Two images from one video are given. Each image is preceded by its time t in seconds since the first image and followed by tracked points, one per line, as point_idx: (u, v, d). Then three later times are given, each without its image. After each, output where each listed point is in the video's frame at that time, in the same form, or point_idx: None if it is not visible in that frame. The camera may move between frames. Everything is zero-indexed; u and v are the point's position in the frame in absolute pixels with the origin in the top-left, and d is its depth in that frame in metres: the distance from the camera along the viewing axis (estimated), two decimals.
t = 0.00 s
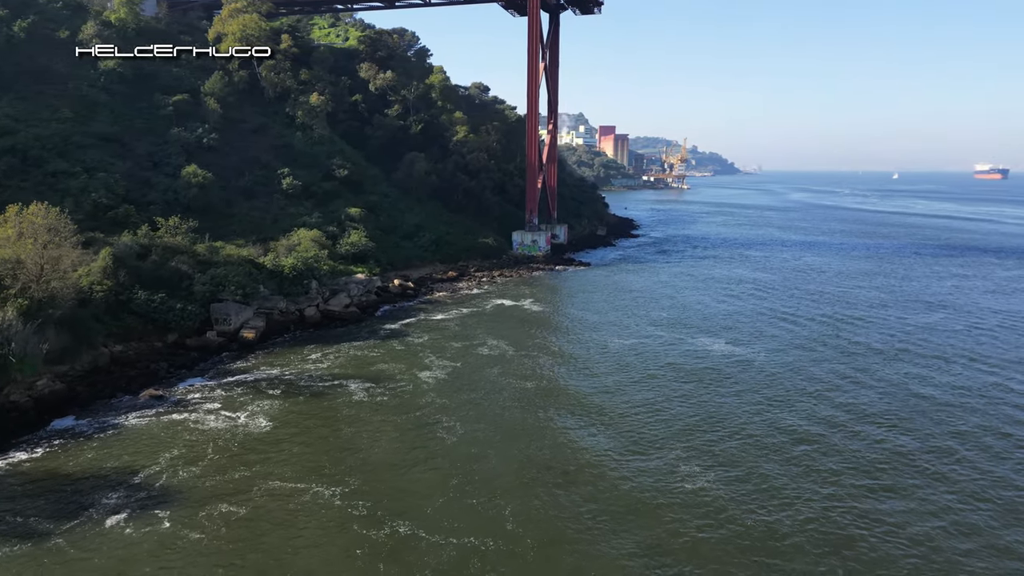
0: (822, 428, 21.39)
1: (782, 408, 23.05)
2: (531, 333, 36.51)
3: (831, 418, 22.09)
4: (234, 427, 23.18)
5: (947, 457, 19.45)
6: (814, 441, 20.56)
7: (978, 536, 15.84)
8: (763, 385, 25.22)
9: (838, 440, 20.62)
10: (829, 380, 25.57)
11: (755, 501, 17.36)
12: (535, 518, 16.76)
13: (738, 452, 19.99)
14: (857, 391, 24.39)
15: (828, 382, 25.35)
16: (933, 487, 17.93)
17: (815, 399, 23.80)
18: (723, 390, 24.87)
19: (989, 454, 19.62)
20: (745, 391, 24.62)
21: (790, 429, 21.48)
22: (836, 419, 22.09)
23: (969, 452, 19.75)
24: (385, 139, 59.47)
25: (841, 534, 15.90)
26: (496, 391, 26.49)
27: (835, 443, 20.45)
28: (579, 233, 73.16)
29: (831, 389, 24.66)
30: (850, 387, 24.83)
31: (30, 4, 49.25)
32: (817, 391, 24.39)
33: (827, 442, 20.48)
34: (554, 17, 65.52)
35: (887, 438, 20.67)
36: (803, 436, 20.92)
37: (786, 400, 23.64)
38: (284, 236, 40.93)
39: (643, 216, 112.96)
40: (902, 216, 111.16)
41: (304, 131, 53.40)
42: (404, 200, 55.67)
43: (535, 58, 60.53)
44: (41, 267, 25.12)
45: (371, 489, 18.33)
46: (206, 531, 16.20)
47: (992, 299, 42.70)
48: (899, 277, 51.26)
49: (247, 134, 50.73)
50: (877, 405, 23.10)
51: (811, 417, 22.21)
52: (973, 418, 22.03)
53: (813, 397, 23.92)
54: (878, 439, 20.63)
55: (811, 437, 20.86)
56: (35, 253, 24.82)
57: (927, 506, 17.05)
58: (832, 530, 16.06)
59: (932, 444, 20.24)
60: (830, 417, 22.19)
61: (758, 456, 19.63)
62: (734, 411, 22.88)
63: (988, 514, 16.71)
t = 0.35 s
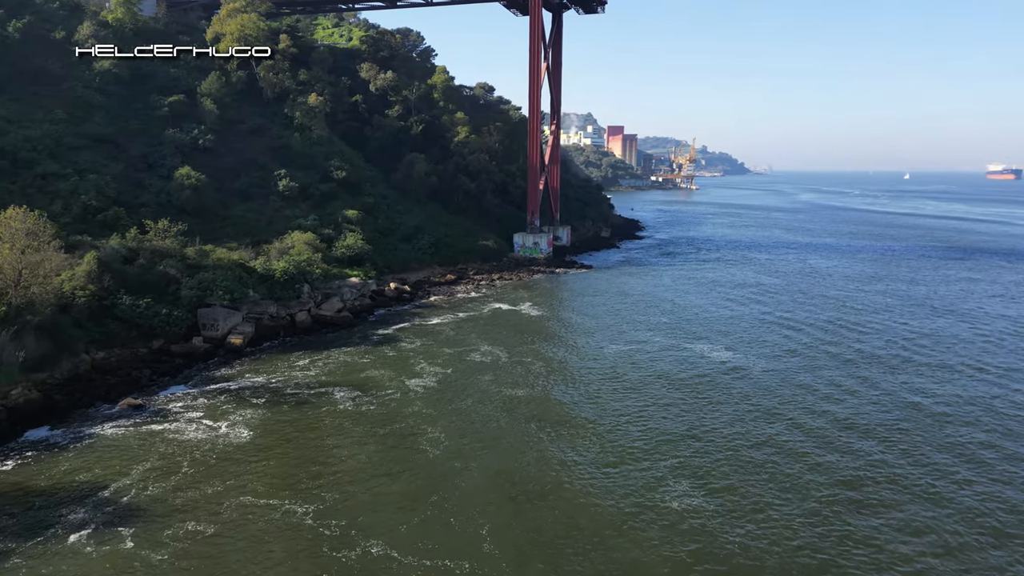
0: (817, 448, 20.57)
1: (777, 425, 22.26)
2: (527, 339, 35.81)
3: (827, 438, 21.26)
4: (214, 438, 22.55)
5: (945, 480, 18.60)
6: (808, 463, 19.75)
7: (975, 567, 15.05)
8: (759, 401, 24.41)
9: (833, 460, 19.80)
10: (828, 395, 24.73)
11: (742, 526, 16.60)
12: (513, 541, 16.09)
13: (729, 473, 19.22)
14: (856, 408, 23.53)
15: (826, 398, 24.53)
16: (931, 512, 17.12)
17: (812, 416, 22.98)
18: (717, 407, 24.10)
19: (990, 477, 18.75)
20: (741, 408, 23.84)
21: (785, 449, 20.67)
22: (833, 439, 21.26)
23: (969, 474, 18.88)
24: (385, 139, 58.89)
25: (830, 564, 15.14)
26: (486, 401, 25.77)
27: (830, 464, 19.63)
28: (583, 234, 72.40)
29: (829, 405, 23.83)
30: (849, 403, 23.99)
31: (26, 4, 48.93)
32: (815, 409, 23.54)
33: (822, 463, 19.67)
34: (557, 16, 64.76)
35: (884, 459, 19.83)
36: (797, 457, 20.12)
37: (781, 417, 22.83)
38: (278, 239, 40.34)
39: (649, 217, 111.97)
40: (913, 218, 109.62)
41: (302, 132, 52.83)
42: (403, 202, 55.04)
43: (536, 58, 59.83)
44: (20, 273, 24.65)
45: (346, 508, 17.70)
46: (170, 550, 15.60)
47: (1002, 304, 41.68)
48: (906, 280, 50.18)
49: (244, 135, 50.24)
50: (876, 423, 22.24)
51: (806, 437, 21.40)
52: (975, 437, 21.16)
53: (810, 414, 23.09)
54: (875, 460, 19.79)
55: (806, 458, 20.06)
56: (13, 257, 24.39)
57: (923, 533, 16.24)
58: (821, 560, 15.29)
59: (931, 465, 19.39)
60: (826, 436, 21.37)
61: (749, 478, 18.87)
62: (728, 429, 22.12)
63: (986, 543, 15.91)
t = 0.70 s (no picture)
0: (813, 466, 19.73)
1: (774, 441, 21.46)
2: (525, 345, 35.11)
3: (826, 455, 20.42)
4: (196, 449, 21.99)
5: (947, 503, 17.75)
6: (805, 481, 18.92)
7: None
8: (756, 415, 23.62)
9: (831, 480, 18.96)
10: (830, 409, 23.87)
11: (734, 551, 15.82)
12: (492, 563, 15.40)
13: (722, 492, 18.44)
14: (857, 422, 22.70)
15: (828, 412, 23.67)
16: (933, 537, 16.30)
17: (812, 431, 22.17)
18: (714, 419, 23.34)
19: (996, 500, 17.87)
20: (736, 421, 23.13)
21: (783, 466, 19.86)
22: (834, 455, 20.43)
23: (971, 497, 18.01)
24: (388, 140, 58.34)
25: None
26: (478, 411, 25.09)
27: (827, 483, 18.82)
28: (590, 236, 71.61)
29: (829, 419, 23.01)
30: (850, 417, 23.14)
31: (27, 5, 48.69)
32: (813, 424, 22.73)
33: (820, 483, 18.82)
34: (563, 15, 64.01)
35: (886, 479, 18.97)
36: (793, 475, 19.31)
37: (779, 433, 22.02)
38: (275, 241, 39.79)
39: (659, 218, 110.87)
40: (928, 219, 107.97)
41: (304, 133, 52.33)
42: (406, 204, 54.45)
43: (542, 57, 59.10)
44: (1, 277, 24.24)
45: (322, 525, 17.06)
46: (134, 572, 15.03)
47: (1015, 310, 40.61)
48: (918, 284, 49.08)
49: (245, 135, 49.82)
50: (877, 440, 21.39)
51: (805, 453, 20.57)
52: (980, 456, 20.28)
53: (809, 429, 22.27)
54: (877, 480, 18.93)
55: (803, 476, 19.25)
56: None
57: (922, 561, 15.42)
58: None
59: (935, 487, 18.50)
60: (825, 454, 20.52)
61: (745, 498, 18.05)
62: (723, 443, 21.39)
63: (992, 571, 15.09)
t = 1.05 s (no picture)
0: (814, 486, 18.84)
1: (775, 457, 20.58)
2: (524, 350, 34.39)
3: (829, 473, 19.52)
4: (178, 459, 21.39)
5: (953, 527, 16.85)
6: (805, 502, 18.03)
7: None
8: (758, 428, 22.74)
9: (833, 500, 18.07)
10: (835, 423, 22.93)
11: None
12: None
13: (719, 513, 17.58)
14: (862, 438, 21.76)
15: (832, 426, 22.75)
16: (936, 565, 15.42)
17: (815, 446, 21.26)
18: (714, 432, 22.51)
19: (1006, 525, 16.92)
20: (737, 435, 22.26)
21: (784, 484, 18.96)
22: (837, 474, 19.52)
23: (979, 521, 17.07)
24: (392, 141, 57.73)
25: None
26: (470, 420, 24.39)
27: (829, 504, 17.91)
28: (597, 238, 70.75)
29: (833, 434, 22.09)
30: (856, 432, 22.20)
31: (29, 4, 48.51)
32: (816, 439, 21.81)
33: (820, 503, 17.94)
34: (571, 15, 63.22)
35: (890, 499, 18.08)
36: (793, 494, 18.42)
37: (780, 449, 21.14)
38: (273, 243, 39.17)
39: (670, 220, 109.78)
40: (944, 221, 106.32)
41: (306, 134, 51.78)
42: (409, 205, 53.82)
43: (548, 56, 58.32)
44: None
45: (297, 543, 16.40)
46: None
47: None
48: (931, 288, 47.89)
49: (246, 136, 49.37)
50: (883, 457, 20.44)
51: (805, 470, 19.70)
52: (991, 475, 19.29)
53: (813, 445, 21.36)
54: (880, 501, 18.02)
55: (803, 496, 18.35)
56: None
57: None
58: None
59: (942, 509, 17.59)
60: (826, 471, 19.64)
61: (740, 520, 17.21)
62: (723, 459, 20.54)
63: None
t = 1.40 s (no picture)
0: (815, 506, 17.97)
1: (775, 475, 19.73)
2: (524, 355, 33.61)
3: (831, 492, 18.64)
4: (158, 470, 20.77)
5: (959, 553, 15.97)
6: (805, 524, 17.17)
7: None
8: (759, 442, 21.90)
9: (833, 522, 17.22)
10: (841, 439, 22.03)
11: None
12: None
13: (713, 536, 16.76)
14: (869, 455, 20.80)
15: (837, 441, 21.83)
16: None
17: (817, 464, 20.37)
18: (714, 447, 21.72)
19: (1015, 551, 16.01)
20: (739, 450, 21.39)
21: (785, 505, 18.07)
22: (840, 493, 18.62)
23: (987, 546, 16.20)
24: (396, 141, 57.09)
25: None
26: (462, 430, 23.67)
27: (833, 528, 16.99)
28: (605, 239, 69.84)
29: (837, 450, 21.19)
30: (863, 448, 21.27)
31: (31, 4, 48.27)
32: (818, 455, 20.89)
33: (821, 525, 17.08)
34: (578, 12, 62.34)
35: (894, 522, 17.19)
36: (793, 515, 17.58)
37: (781, 465, 20.29)
38: (271, 246, 38.56)
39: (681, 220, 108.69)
40: (960, 222, 104.62)
41: (308, 134, 51.18)
42: (412, 207, 53.16)
43: (554, 55, 57.48)
44: None
45: (271, 567, 15.78)
46: None
47: None
48: (945, 292, 46.75)
49: (247, 137, 48.88)
50: (890, 476, 19.50)
51: (806, 489, 18.83)
52: (1004, 496, 18.35)
53: (817, 463, 20.43)
54: (883, 523, 17.14)
55: (805, 518, 17.47)
56: None
57: None
58: None
59: (948, 533, 16.70)
60: (829, 490, 18.76)
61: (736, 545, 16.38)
62: (725, 477, 19.71)
63: None
